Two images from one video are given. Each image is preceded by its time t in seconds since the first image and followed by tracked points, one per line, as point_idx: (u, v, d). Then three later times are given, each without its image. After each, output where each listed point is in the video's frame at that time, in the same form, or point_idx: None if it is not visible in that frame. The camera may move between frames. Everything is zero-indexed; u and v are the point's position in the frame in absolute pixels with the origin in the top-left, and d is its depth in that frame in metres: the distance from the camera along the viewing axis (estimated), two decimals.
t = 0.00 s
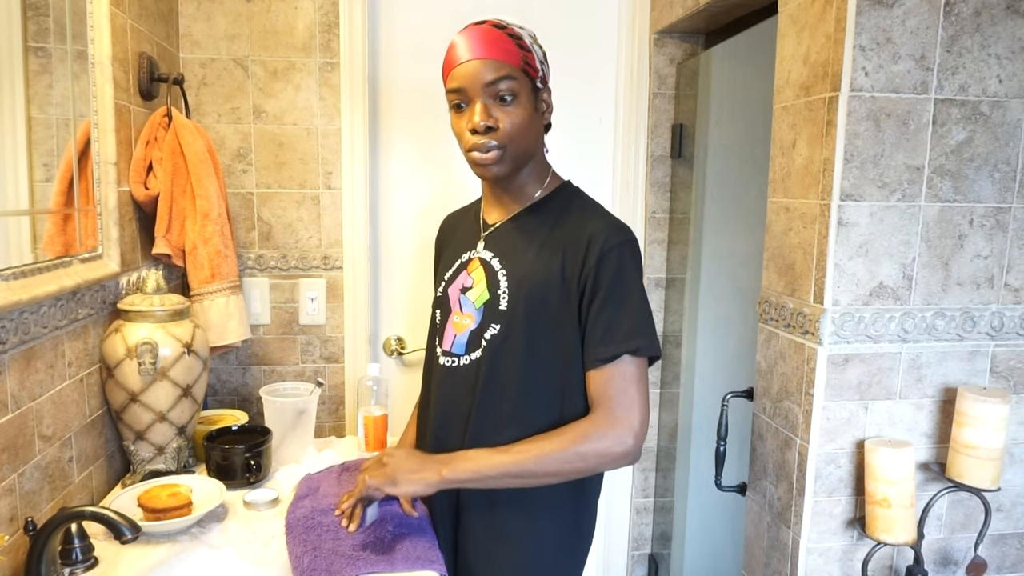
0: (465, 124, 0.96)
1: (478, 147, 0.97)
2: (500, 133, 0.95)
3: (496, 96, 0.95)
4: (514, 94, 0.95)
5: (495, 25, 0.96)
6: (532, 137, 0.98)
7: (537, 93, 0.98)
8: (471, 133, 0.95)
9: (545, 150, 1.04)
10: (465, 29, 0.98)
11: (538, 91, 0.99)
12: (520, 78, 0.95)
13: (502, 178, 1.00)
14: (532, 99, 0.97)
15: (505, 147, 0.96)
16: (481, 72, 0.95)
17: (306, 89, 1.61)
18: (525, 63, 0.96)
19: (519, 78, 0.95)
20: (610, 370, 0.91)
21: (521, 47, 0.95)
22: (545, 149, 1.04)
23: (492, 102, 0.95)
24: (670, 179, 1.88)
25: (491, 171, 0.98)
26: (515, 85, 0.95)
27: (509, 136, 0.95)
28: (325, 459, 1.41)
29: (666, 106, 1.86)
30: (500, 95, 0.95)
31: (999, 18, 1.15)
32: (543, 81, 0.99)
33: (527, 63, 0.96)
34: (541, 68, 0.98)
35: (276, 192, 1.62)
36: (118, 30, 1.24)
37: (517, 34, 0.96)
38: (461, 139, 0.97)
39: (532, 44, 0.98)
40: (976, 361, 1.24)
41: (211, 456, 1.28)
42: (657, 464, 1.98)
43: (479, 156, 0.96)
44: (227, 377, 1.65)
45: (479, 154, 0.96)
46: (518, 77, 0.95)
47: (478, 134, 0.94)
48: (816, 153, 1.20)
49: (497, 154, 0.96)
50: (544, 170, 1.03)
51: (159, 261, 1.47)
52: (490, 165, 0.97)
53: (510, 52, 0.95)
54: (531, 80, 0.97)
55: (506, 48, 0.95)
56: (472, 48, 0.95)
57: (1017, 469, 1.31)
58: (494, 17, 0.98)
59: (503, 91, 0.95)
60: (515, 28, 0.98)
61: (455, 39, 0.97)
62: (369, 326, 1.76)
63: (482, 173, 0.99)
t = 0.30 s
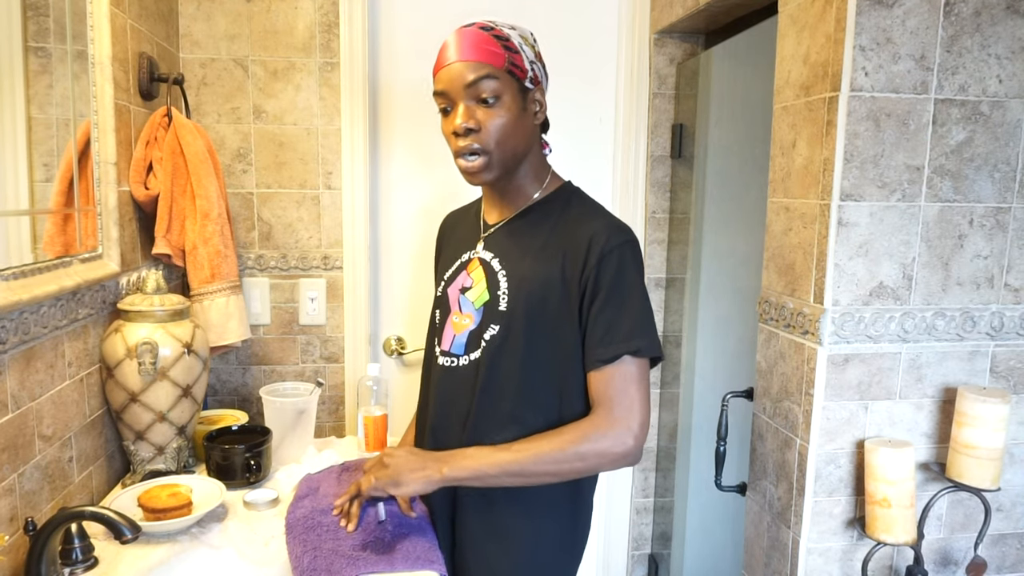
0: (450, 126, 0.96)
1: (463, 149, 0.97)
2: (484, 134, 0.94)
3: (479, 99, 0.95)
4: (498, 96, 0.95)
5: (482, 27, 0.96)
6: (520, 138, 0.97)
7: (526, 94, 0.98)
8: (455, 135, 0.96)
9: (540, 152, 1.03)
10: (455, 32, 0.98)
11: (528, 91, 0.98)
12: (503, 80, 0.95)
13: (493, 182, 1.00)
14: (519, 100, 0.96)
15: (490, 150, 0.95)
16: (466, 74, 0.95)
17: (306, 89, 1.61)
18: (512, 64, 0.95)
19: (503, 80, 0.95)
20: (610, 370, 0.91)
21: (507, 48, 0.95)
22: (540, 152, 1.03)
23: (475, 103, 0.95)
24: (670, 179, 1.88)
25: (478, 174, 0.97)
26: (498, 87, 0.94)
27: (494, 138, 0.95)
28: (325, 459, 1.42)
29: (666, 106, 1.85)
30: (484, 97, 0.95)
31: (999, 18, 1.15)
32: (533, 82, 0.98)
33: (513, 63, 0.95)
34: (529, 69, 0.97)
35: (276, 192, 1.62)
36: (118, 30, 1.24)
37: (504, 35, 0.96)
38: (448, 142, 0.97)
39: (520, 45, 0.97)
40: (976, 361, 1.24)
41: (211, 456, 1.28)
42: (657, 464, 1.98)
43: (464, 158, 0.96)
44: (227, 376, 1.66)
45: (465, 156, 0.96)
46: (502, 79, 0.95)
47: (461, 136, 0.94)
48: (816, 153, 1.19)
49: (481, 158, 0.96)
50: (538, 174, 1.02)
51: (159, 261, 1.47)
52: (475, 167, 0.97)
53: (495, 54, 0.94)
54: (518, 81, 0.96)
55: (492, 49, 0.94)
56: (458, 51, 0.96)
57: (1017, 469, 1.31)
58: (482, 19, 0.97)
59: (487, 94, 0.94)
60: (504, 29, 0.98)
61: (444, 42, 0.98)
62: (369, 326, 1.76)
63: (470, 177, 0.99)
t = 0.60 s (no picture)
0: (446, 130, 0.96)
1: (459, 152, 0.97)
2: (480, 138, 0.94)
3: (474, 102, 0.95)
4: (494, 99, 0.95)
5: (478, 29, 0.95)
6: (517, 140, 0.97)
7: (523, 96, 0.97)
8: (451, 138, 0.96)
9: (539, 153, 1.03)
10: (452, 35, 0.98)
11: (525, 93, 0.98)
12: (498, 83, 0.94)
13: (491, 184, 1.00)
14: (515, 103, 0.96)
15: (486, 153, 0.95)
16: (461, 78, 0.95)
17: (306, 89, 1.61)
18: (508, 67, 0.95)
19: (497, 83, 0.94)
20: (613, 369, 0.91)
21: (503, 51, 0.95)
22: (539, 152, 1.03)
23: (470, 107, 0.95)
24: (670, 179, 1.88)
25: (474, 177, 0.97)
26: (493, 90, 0.94)
27: (490, 141, 0.95)
28: (325, 459, 1.41)
29: (666, 106, 1.85)
30: (480, 100, 0.95)
31: (999, 18, 1.15)
32: (530, 83, 0.98)
33: (509, 66, 0.95)
34: (526, 71, 0.97)
35: (276, 192, 1.62)
36: (118, 30, 1.24)
37: (500, 37, 0.95)
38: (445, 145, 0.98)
39: (517, 47, 0.97)
40: (976, 361, 1.24)
41: (211, 456, 1.28)
42: (657, 464, 1.98)
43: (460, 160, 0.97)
44: (227, 377, 1.65)
45: (461, 159, 0.96)
46: (498, 82, 0.95)
47: (456, 140, 0.95)
48: (816, 152, 1.20)
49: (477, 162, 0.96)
50: (537, 175, 1.02)
51: (159, 261, 1.47)
52: (472, 171, 0.97)
53: (490, 57, 0.94)
54: (513, 83, 0.96)
55: (487, 53, 0.94)
56: (455, 54, 0.96)
57: (1017, 469, 1.31)
58: (479, 21, 0.97)
59: (482, 97, 0.94)
60: (501, 31, 0.97)
61: (442, 45, 0.98)
62: (369, 326, 1.76)
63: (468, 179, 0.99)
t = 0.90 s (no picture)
0: (453, 128, 0.96)
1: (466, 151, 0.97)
2: (487, 137, 0.95)
3: (480, 101, 0.95)
4: (500, 98, 0.95)
5: (483, 29, 0.96)
6: (523, 138, 0.97)
7: (529, 96, 0.98)
8: (458, 137, 0.96)
9: (543, 153, 1.03)
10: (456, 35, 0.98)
11: (530, 93, 0.98)
12: (504, 81, 0.95)
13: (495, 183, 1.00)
14: (521, 102, 0.96)
15: (492, 152, 0.95)
16: (467, 77, 0.95)
17: (306, 89, 1.60)
18: (513, 66, 0.95)
19: (504, 83, 0.95)
20: (610, 367, 0.91)
21: (508, 50, 0.95)
22: (543, 151, 1.02)
23: (477, 106, 0.95)
24: (670, 179, 1.88)
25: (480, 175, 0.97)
26: (499, 89, 0.94)
27: (496, 139, 0.95)
28: (325, 459, 1.41)
29: (666, 106, 1.85)
30: (486, 99, 0.95)
31: (999, 18, 1.15)
32: (535, 83, 0.98)
33: (514, 66, 0.95)
34: (531, 70, 0.97)
35: (276, 192, 1.62)
36: (118, 30, 1.24)
37: (504, 37, 0.95)
38: (451, 143, 0.98)
39: (522, 46, 0.97)
40: (976, 361, 1.24)
41: (211, 456, 1.28)
42: (657, 464, 1.98)
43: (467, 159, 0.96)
44: (227, 377, 1.65)
45: (467, 157, 0.96)
46: (504, 82, 0.95)
47: (464, 138, 0.95)
48: (816, 153, 1.19)
49: (484, 161, 0.96)
50: (542, 174, 1.02)
51: (159, 261, 1.47)
52: (478, 169, 0.96)
53: (496, 56, 0.94)
54: (519, 82, 0.96)
55: (493, 52, 0.94)
56: (460, 53, 0.96)
57: (1017, 469, 1.31)
58: (483, 21, 0.97)
59: (489, 95, 0.95)
60: (505, 30, 0.97)
61: (446, 44, 0.98)
62: (369, 326, 1.76)
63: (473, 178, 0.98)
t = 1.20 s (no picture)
0: (456, 125, 0.96)
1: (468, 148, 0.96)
2: (490, 136, 0.94)
3: (485, 101, 0.95)
4: (505, 98, 0.95)
5: (489, 28, 0.95)
6: (525, 139, 0.97)
7: (532, 97, 0.98)
8: (461, 135, 0.95)
9: (543, 154, 1.03)
10: (462, 32, 0.98)
11: (533, 94, 0.98)
12: (510, 82, 0.95)
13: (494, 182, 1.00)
14: (525, 104, 0.97)
15: (494, 151, 0.95)
16: (473, 76, 0.94)
17: (306, 89, 1.60)
18: (519, 67, 0.95)
19: (509, 83, 0.95)
20: (610, 366, 0.91)
21: (515, 51, 0.95)
22: (542, 152, 1.03)
23: (481, 105, 0.95)
24: (670, 179, 1.88)
25: (480, 174, 0.97)
26: (505, 89, 0.94)
27: (500, 139, 0.95)
28: (325, 459, 1.41)
29: (666, 106, 1.85)
30: (491, 99, 0.95)
31: (999, 18, 1.15)
32: (539, 85, 0.98)
33: (520, 67, 0.95)
34: (535, 72, 0.98)
35: (276, 192, 1.62)
36: (118, 30, 1.24)
37: (511, 37, 0.95)
38: (452, 140, 0.97)
39: (527, 48, 0.97)
40: (976, 361, 1.24)
41: (210, 456, 1.28)
42: (657, 464, 1.98)
43: (468, 157, 0.96)
44: (227, 377, 1.65)
45: (469, 155, 0.96)
46: (510, 82, 0.95)
47: (467, 136, 0.94)
48: (816, 153, 1.19)
49: (485, 160, 0.96)
50: (541, 174, 1.02)
51: (159, 261, 1.47)
52: (479, 168, 0.96)
53: (502, 56, 0.94)
54: (524, 84, 0.96)
55: (499, 52, 0.94)
56: (465, 51, 0.95)
57: (1017, 469, 1.31)
58: (490, 19, 0.97)
59: (494, 95, 0.94)
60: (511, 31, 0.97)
61: (451, 41, 0.97)
62: (369, 325, 1.76)
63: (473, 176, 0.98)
